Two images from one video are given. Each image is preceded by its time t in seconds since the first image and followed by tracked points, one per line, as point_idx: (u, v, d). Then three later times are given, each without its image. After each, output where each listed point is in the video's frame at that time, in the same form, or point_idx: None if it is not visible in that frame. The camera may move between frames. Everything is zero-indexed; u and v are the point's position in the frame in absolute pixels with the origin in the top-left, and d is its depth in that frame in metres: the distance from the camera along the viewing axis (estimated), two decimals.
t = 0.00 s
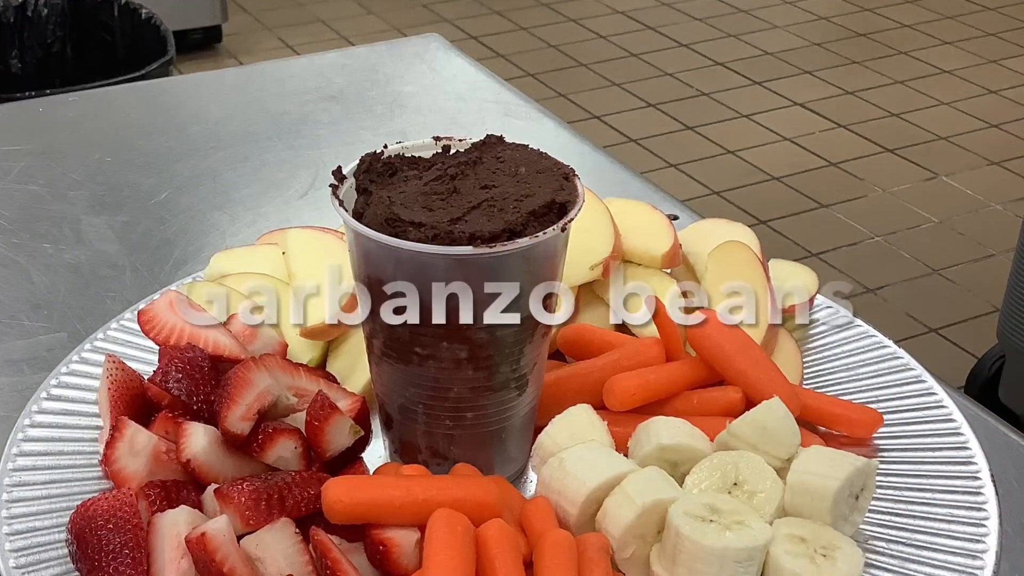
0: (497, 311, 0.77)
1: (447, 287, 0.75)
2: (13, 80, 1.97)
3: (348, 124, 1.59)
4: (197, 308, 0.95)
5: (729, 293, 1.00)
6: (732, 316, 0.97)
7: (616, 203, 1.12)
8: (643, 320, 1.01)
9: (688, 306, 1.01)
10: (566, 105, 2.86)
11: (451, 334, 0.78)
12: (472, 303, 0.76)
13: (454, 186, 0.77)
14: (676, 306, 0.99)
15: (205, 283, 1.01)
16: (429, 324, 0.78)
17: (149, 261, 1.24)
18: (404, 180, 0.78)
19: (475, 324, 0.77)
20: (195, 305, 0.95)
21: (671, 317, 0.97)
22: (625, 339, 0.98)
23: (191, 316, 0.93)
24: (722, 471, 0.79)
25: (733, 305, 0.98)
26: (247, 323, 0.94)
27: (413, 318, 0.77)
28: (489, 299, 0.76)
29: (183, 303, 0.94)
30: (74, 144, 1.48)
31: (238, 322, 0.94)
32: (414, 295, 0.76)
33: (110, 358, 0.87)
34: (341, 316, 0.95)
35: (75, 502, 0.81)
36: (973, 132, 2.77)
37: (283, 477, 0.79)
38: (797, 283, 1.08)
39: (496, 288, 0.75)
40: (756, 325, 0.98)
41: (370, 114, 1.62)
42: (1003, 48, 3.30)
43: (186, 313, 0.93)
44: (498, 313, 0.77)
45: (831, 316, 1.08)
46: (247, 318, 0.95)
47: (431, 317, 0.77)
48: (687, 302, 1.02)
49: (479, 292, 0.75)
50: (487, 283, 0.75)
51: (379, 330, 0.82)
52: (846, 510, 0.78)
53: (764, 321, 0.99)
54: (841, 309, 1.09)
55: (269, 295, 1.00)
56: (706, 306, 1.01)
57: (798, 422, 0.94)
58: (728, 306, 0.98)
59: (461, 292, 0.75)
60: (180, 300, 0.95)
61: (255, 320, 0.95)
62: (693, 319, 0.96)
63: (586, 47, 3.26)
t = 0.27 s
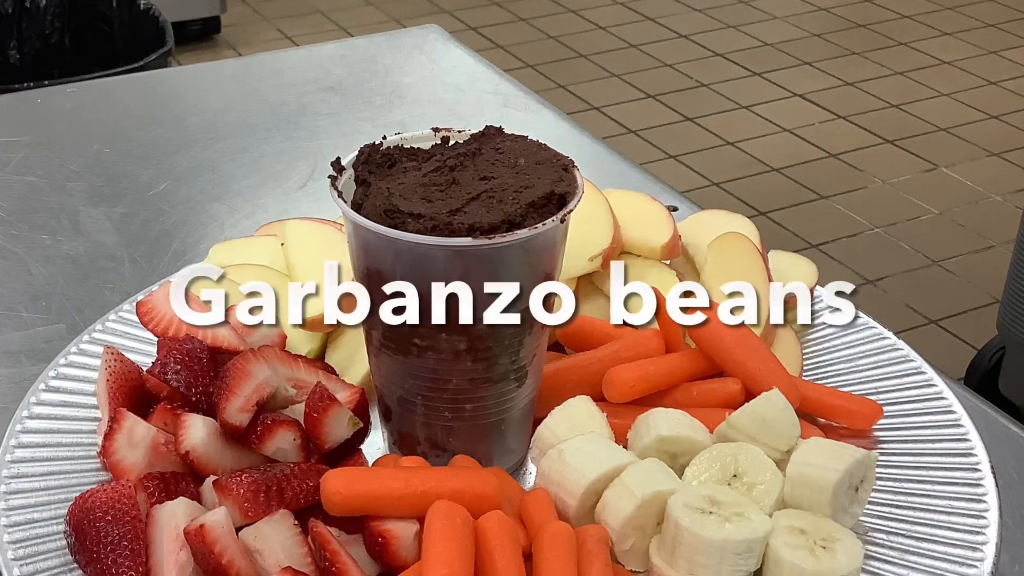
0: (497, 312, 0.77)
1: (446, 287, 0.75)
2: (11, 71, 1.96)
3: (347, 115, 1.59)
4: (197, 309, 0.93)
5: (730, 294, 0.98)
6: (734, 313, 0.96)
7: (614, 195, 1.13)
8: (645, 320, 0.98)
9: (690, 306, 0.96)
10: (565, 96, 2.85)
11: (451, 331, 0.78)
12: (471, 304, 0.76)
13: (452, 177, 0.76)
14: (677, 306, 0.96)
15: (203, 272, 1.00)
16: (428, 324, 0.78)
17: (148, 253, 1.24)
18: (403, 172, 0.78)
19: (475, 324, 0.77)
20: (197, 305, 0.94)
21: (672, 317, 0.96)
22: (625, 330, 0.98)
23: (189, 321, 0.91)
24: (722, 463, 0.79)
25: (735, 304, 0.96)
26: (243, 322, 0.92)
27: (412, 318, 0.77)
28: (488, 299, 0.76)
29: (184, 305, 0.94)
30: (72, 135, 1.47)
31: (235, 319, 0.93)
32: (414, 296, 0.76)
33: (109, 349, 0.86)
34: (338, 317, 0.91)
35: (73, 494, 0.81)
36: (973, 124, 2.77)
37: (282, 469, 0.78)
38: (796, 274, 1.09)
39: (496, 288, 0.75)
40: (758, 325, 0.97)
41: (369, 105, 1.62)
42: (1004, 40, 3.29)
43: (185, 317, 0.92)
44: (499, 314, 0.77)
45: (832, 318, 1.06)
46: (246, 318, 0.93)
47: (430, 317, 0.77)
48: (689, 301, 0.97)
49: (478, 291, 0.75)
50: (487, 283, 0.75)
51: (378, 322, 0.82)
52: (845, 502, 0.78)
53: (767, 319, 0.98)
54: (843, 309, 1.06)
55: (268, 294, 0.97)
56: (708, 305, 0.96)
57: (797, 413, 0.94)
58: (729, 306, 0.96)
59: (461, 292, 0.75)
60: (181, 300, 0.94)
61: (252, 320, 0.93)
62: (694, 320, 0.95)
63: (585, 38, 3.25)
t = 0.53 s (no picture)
0: (497, 312, 0.77)
1: (445, 288, 0.75)
2: (10, 61, 1.96)
3: (346, 106, 1.58)
4: (196, 308, 0.92)
5: (730, 295, 0.98)
6: (737, 311, 0.95)
7: (613, 186, 1.12)
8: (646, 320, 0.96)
9: (692, 305, 0.95)
10: (565, 87, 2.84)
11: (452, 327, 0.78)
12: (471, 302, 0.76)
13: (451, 168, 0.76)
14: (678, 306, 0.95)
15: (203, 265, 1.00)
16: (428, 323, 0.78)
17: (146, 244, 1.23)
18: (403, 163, 0.78)
19: (475, 323, 0.78)
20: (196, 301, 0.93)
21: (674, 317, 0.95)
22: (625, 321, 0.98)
23: (187, 320, 0.91)
24: (721, 455, 0.79)
25: (737, 304, 0.95)
26: (241, 320, 0.90)
27: (412, 318, 0.78)
28: (488, 298, 0.76)
29: (182, 303, 0.93)
30: (70, 126, 1.47)
31: (232, 322, 0.90)
32: (413, 295, 0.76)
33: (107, 341, 0.86)
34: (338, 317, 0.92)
35: (72, 486, 0.80)
36: (973, 115, 2.76)
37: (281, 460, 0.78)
38: (796, 266, 1.09)
39: (496, 286, 0.75)
40: (758, 325, 0.96)
41: (368, 96, 1.61)
42: (1004, 31, 3.28)
43: (183, 315, 0.91)
44: (499, 313, 0.77)
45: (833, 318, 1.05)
46: (245, 317, 0.91)
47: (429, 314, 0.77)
48: (689, 301, 0.95)
49: (478, 290, 0.75)
50: (486, 282, 0.75)
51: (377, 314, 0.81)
52: (845, 493, 0.77)
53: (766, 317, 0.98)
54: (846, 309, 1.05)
55: (265, 295, 0.94)
56: (709, 305, 0.95)
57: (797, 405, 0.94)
58: (731, 304, 0.94)
59: (461, 292, 0.75)
60: (181, 296, 0.94)
61: (250, 321, 0.91)
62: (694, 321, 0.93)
63: (585, 29, 3.24)
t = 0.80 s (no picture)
0: (497, 312, 0.78)
1: (445, 287, 0.75)
2: (8, 53, 1.89)
3: (344, 97, 1.57)
4: (194, 308, 0.90)
5: (734, 294, 0.96)
6: (741, 310, 0.94)
7: (612, 177, 1.12)
8: (648, 321, 0.95)
9: (693, 306, 0.94)
10: (564, 78, 2.84)
11: (451, 326, 0.78)
12: (471, 304, 0.76)
13: (450, 160, 0.76)
14: (680, 306, 0.95)
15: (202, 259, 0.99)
16: (426, 323, 0.78)
17: (146, 235, 1.23)
18: (402, 154, 0.77)
19: (475, 324, 0.78)
20: (193, 301, 0.91)
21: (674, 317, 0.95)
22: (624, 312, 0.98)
23: (182, 320, 0.89)
24: (720, 446, 0.79)
25: (739, 303, 0.94)
26: (239, 321, 0.89)
27: (411, 318, 0.78)
28: (488, 299, 0.76)
29: (179, 300, 0.91)
30: (69, 117, 1.46)
31: (231, 318, 0.89)
32: (412, 295, 0.76)
33: (106, 332, 0.86)
34: (334, 317, 0.92)
35: (71, 477, 0.80)
36: (973, 106, 2.75)
37: (280, 451, 0.78)
38: (796, 257, 1.09)
39: (495, 286, 0.76)
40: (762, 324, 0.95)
41: (367, 87, 1.60)
42: (1004, 22, 3.27)
43: (177, 315, 0.89)
44: (499, 313, 0.78)
45: (837, 318, 1.04)
46: (241, 318, 0.89)
47: (428, 314, 0.77)
48: (692, 301, 0.95)
49: (478, 290, 0.76)
50: (486, 282, 0.75)
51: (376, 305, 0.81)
52: (844, 485, 0.77)
53: (768, 312, 0.97)
54: (850, 310, 1.04)
55: (263, 294, 0.91)
56: (711, 305, 0.94)
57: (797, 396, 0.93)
58: (737, 303, 0.93)
59: (460, 292, 0.75)
60: (177, 291, 0.92)
61: (248, 320, 0.89)
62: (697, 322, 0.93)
63: (584, 20, 3.23)
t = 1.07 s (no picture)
0: (497, 312, 0.78)
1: (443, 288, 0.76)
2: (6, 44, 1.86)
3: (343, 89, 1.57)
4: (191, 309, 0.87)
5: (736, 294, 0.96)
6: (744, 310, 0.93)
7: (611, 168, 1.12)
8: (649, 320, 0.94)
9: (695, 305, 0.94)
10: (562, 69, 2.83)
11: (450, 326, 0.79)
12: (470, 306, 0.77)
13: (449, 151, 0.75)
14: (681, 305, 0.94)
15: (201, 249, 0.99)
16: (425, 323, 0.78)
17: (144, 227, 1.22)
18: (400, 146, 0.77)
19: (475, 324, 0.79)
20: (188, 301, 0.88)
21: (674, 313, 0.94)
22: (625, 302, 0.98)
23: (179, 321, 0.86)
24: (720, 438, 0.79)
25: (742, 303, 0.93)
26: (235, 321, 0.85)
27: (409, 319, 0.78)
28: (488, 299, 0.77)
29: (174, 295, 0.88)
30: (67, 108, 1.46)
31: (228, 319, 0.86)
32: (410, 296, 0.77)
33: (104, 324, 0.86)
34: (332, 317, 0.91)
35: (69, 469, 0.80)
36: (973, 97, 2.74)
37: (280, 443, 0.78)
38: (795, 249, 1.09)
39: (495, 286, 0.76)
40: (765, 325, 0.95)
41: (366, 78, 1.60)
42: (1004, 13, 3.26)
43: (172, 314, 0.87)
44: (499, 314, 0.78)
45: (841, 318, 1.02)
46: (240, 318, 0.86)
47: (427, 315, 0.78)
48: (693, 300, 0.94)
49: (478, 290, 0.76)
50: (486, 281, 0.76)
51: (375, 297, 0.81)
52: (844, 477, 0.77)
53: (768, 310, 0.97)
54: (854, 310, 1.03)
55: (260, 294, 0.88)
56: (714, 305, 0.94)
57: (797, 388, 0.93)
58: (739, 304, 0.93)
59: (460, 292, 0.76)
60: (172, 288, 0.89)
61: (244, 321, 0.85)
62: (700, 323, 0.93)
63: (583, 11, 3.22)
